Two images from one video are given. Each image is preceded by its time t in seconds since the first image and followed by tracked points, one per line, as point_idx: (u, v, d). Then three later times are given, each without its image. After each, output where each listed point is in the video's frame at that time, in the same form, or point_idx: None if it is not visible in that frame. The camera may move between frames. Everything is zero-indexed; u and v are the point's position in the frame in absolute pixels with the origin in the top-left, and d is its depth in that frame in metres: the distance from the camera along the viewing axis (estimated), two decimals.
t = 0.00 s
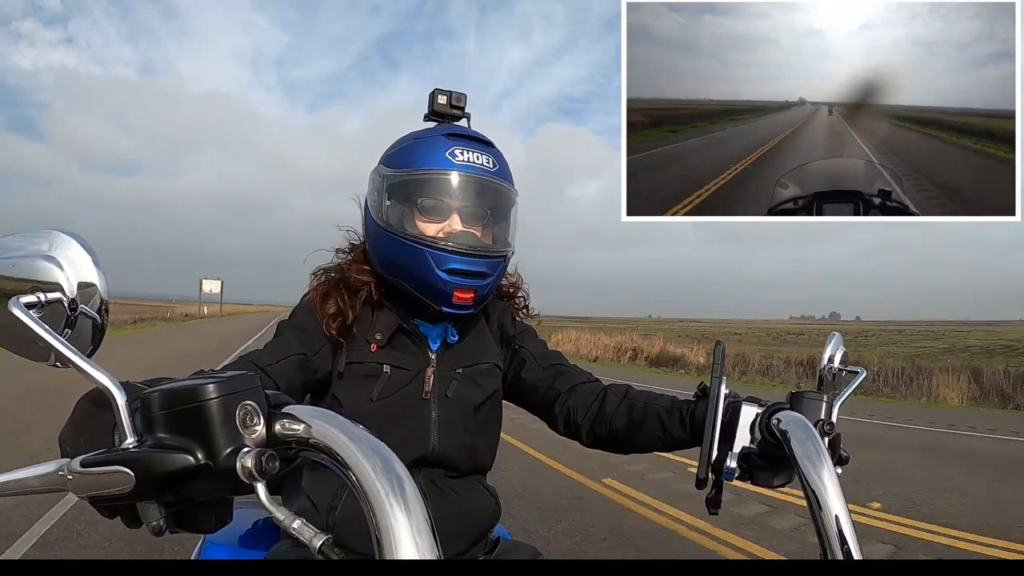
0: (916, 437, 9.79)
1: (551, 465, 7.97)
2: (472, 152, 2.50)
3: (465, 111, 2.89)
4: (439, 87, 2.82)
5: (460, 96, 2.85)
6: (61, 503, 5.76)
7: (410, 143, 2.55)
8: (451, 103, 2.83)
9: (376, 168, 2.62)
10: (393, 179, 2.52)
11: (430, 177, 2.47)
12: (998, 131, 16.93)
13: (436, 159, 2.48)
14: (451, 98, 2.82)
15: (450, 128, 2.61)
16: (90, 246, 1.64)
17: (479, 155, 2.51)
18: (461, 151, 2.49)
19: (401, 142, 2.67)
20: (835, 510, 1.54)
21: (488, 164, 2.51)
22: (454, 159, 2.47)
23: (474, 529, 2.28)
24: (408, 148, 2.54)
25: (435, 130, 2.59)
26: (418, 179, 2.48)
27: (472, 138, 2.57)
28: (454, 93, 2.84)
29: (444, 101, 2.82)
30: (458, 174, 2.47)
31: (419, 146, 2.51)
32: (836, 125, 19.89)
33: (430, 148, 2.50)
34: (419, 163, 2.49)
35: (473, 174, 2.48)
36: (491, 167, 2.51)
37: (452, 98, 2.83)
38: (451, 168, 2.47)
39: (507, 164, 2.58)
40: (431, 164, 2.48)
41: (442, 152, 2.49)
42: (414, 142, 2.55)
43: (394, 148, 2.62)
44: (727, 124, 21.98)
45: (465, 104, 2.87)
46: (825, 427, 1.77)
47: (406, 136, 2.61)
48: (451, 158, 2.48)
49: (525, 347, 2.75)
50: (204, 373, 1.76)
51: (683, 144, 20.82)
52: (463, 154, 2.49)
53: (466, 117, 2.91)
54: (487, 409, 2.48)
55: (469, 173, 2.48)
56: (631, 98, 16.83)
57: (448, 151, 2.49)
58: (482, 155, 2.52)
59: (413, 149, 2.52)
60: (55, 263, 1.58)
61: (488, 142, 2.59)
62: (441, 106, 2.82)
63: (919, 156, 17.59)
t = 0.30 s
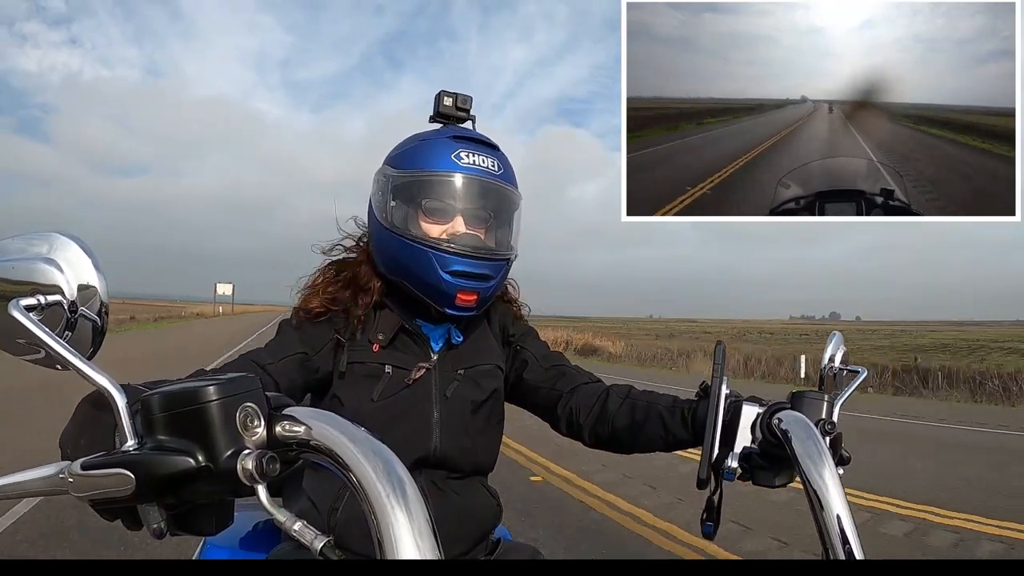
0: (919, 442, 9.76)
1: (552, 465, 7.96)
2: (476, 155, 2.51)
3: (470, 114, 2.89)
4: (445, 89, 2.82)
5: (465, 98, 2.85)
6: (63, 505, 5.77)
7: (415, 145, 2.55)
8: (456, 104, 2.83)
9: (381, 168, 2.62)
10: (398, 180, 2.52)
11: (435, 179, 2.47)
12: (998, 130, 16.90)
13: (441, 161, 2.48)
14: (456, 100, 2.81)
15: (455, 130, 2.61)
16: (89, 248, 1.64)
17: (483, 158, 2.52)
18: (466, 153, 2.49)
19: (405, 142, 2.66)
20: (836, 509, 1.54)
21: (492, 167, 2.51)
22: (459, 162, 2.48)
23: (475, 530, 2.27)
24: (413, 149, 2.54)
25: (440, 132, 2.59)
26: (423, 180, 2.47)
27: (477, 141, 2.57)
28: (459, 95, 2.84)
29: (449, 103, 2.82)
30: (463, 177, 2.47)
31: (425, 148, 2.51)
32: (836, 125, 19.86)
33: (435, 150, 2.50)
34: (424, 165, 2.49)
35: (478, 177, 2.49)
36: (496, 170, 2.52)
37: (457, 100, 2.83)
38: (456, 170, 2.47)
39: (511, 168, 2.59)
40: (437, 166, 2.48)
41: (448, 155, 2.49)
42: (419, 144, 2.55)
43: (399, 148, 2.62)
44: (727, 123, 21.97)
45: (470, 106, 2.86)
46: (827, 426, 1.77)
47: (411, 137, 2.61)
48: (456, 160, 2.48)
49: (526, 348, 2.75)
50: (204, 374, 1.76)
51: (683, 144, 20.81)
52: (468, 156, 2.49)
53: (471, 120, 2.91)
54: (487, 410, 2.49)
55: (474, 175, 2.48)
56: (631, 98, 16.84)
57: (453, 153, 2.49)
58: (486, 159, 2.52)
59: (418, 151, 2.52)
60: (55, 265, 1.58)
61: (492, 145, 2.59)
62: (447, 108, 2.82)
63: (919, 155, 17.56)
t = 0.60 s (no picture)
0: (919, 442, 9.75)
1: (551, 466, 7.95)
2: (476, 155, 2.51)
3: (469, 117, 2.89)
4: (444, 92, 2.82)
5: (464, 101, 2.85)
6: (62, 503, 5.77)
7: (414, 147, 2.55)
8: (455, 108, 2.83)
9: (380, 171, 2.61)
10: (398, 181, 2.52)
11: (435, 180, 2.47)
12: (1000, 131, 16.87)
13: (441, 162, 2.48)
14: (456, 103, 2.82)
15: (454, 132, 2.61)
16: (89, 247, 1.64)
17: (483, 158, 2.52)
18: (466, 154, 2.50)
19: (404, 145, 2.66)
20: (835, 515, 1.54)
21: (492, 168, 2.52)
22: (459, 162, 2.48)
23: (473, 532, 2.27)
24: (412, 151, 2.54)
25: (439, 133, 2.59)
26: (422, 181, 2.47)
27: (476, 142, 2.58)
28: (458, 99, 2.84)
29: (448, 106, 2.82)
30: (463, 177, 2.47)
31: (424, 149, 2.52)
32: (838, 125, 19.80)
33: (435, 151, 2.50)
34: (423, 166, 2.49)
35: (478, 177, 2.49)
36: (495, 171, 2.53)
37: (456, 103, 2.83)
38: (455, 170, 2.48)
39: (510, 169, 2.60)
40: (436, 167, 2.48)
41: (447, 155, 2.49)
42: (418, 145, 2.55)
43: (397, 150, 2.62)
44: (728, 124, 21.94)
45: (469, 109, 2.87)
46: (825, 432, 1.77)
47: (410, 139, 2.61)
48: (456, 161, 2.48)
49: (526, 350, 2.75)
50: (204, 375, 1.76)
51: (684, 144, 20.80)
52: (468, 157, 2.49)
53: (470, 123, 2.91)
54: (487, 411, 2.48)
55: (474, 175, 2.48)
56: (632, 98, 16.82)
57: (453, 154, 2.49)
58: (485, 159, 2.53)
59: (417, 152, 2.52)
60: (55, 264, 1.58)
61: (491, 146, 2.60)
62: (446, 111, 2.82)
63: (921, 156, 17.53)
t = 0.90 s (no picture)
0: (919, 439, 9.77)
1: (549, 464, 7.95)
2: (481, 162, 2.52)
3: (476, 122, 2.89)
4: (451, 96, 2.82)
5: (471, 106, 2.85)
6: (62, 503, 5.77)
7: (421, 151, 2.55)
8: (463, 112, 2.83)
9: (386, 174, 2.62)
10: (403, 185, 2.52)
11: (440, 185, 2.47)
12: (1001, 131, 16.87)
13: (447, 167, 2.49)
14: (464, 108, 2.82)
15: (460, 137, 2.61)
16: (92, 246, 1.64)
17: (489, 165, 2.53)
18: (471, 160, 2.50)
19: (410, 148, 2.66)
20: (836, 518, 1.54)
21: (497, 174, 2.52)
22: (464, 168, 2.48)
23: (474, 533, 2.27)
24: (418, 155, 2.54)
25: (446, 138, 2.60)
26: (428, 186, 2.48)
27: (482, 148, 2.58)
28: (466, 103, 2.84)
29: (456, 110, 2.82)
30: (467, 183, 2.47)
31: (430, 154, 2.52)
32: (839, 125, 19.76)
33: (441, 156, 2.50)
34: (428, 171, 2.49)
35: (482, 184, 2.49)
36: (500, 177, 2.53)
37: (464, 108, 2.83)
38: (460, 176, 2.48)
39: (515, 175, 2.60)
40: (442, 172, 2.48)
41: (453, 161, 2.49)
42: (424, 150, 2.55)
43: (404, 154, 2.62)
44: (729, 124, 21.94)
45: (476, 114, 2.87)
46: (828, 434, 1.77)
47: (416, 143, 2.61)
48: (461, 167, 2.48)
49: (529, 355, 2.74)
50: (206, 375, 1.76)
51: (684, 144, 20.80)
52: (473, 163, 2.50)
53: (476, 127, 2.91)
54: (489, 415, 2.48)
55: (478, 181, 2.48)
56: (633, 99, 16.82)
57: (459, 160, 2.50)
58: (491, 165, 2.53)
59: (423, 157, 2.53)
60: (58, 264, 1.58)
61: (497, 152, 2.60)
62: (453, 115, 2.82)
63: (921, 156, 17.53)
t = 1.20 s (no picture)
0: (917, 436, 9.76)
1: (548, 464, 7.95)
2: (477, 160, 2.51)
3: (471, 115, 2.89)
4: (446, 90, 2.82)
5: (466, 99, 2.85)
6: (61, 502, 5.78)
7: (415, 150, 2.55)
8: (457, 106, 2.83)
9: (381, 173, 2.61)
10: (398, 185, 2.52)
11: (435, 185, 2.47)
12: (1001, 132, 16.85)
13: (441, 167, 2.48)
14: (457, 102, 2.81)
15: (455, 134, 2.60)
16: (90, 246, 1.64)
17: (484, 163, 2.52)
18: (466, 159, 2.49)
19: (405, 146, 2.66)
20: (834, 522, 1.54)
21: (492, 173, 2.52)
22: (459, 167, 2.48)
23: (472, 534, 2.27)
24: (413, 154, 2.54)
25: (440, 136, 2.59)
26: (423, 186, 2.47)
27: (477, 145, 2.57)
28: (460, 97, 2.84)
29: (449, 104, 2.82)
30: (462, 182, 2.47)
31: (425, 154, 2.51)
32: (839, 125, 19.74)
33: (435, 156, 2.50)
34: (423, 171, 2.48)
35: (478, 183, 2.48)
36: (496, 175, 2.52)
37: (458, 101, 2.83)
38: (455, 176, 2.47)
39: (511, 172, 2.59)
40: (437, 172, 2.47)
41: (448, 160, 2.49)
42: (419, 149, 2.54)
43: (398, 152, 2.61)
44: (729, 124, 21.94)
45: (471, 108, 2.86)
46: (825, 439, 1.76)
47: (411, 142, 2.60)
48: (456, 166, 2.48)
49: (528, 352, 2.74)
50: (203, 375, 1.76)
51: (684, 145, 20.80)
52: (468, 162, 2.49)
53: (471, 121, 2.91)
54: (487, 414, 2.48)
55: (474, 181, 2.48)
56: (633, 100, 16.81)
57: (453, 159, 2.49)
58: (486, 163, 2.52)
59: (418, 156, 2.52)
60: (55, 263, 1.57)
61: (493, 149, 2.59)
62: (447, 110, 2.81)
63: (921, 157, 17.52)
